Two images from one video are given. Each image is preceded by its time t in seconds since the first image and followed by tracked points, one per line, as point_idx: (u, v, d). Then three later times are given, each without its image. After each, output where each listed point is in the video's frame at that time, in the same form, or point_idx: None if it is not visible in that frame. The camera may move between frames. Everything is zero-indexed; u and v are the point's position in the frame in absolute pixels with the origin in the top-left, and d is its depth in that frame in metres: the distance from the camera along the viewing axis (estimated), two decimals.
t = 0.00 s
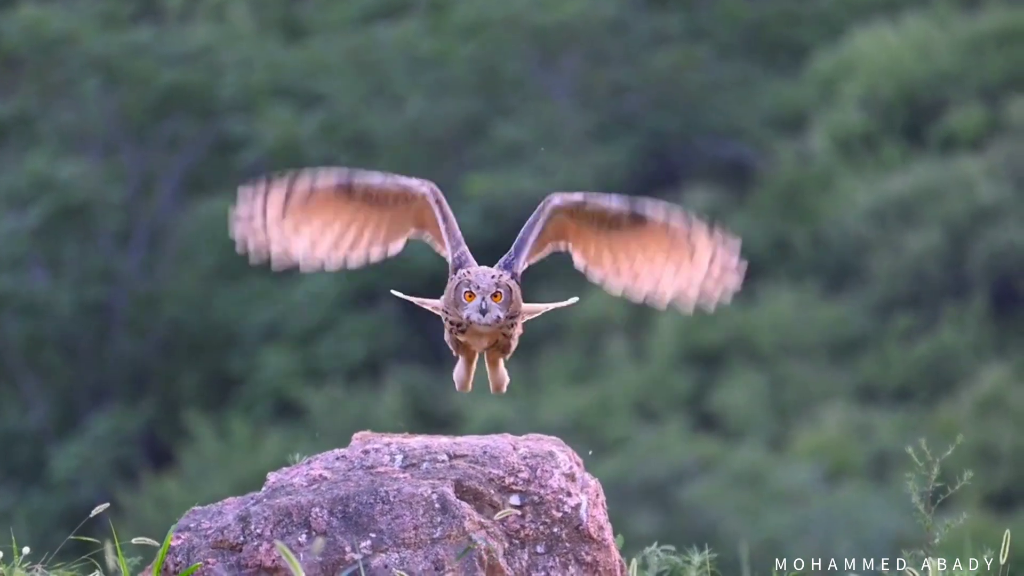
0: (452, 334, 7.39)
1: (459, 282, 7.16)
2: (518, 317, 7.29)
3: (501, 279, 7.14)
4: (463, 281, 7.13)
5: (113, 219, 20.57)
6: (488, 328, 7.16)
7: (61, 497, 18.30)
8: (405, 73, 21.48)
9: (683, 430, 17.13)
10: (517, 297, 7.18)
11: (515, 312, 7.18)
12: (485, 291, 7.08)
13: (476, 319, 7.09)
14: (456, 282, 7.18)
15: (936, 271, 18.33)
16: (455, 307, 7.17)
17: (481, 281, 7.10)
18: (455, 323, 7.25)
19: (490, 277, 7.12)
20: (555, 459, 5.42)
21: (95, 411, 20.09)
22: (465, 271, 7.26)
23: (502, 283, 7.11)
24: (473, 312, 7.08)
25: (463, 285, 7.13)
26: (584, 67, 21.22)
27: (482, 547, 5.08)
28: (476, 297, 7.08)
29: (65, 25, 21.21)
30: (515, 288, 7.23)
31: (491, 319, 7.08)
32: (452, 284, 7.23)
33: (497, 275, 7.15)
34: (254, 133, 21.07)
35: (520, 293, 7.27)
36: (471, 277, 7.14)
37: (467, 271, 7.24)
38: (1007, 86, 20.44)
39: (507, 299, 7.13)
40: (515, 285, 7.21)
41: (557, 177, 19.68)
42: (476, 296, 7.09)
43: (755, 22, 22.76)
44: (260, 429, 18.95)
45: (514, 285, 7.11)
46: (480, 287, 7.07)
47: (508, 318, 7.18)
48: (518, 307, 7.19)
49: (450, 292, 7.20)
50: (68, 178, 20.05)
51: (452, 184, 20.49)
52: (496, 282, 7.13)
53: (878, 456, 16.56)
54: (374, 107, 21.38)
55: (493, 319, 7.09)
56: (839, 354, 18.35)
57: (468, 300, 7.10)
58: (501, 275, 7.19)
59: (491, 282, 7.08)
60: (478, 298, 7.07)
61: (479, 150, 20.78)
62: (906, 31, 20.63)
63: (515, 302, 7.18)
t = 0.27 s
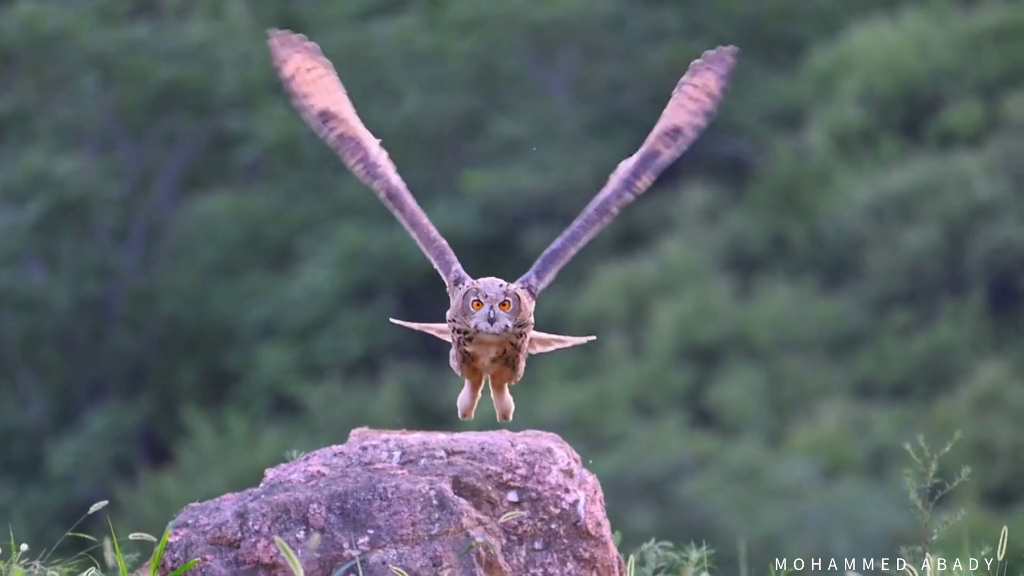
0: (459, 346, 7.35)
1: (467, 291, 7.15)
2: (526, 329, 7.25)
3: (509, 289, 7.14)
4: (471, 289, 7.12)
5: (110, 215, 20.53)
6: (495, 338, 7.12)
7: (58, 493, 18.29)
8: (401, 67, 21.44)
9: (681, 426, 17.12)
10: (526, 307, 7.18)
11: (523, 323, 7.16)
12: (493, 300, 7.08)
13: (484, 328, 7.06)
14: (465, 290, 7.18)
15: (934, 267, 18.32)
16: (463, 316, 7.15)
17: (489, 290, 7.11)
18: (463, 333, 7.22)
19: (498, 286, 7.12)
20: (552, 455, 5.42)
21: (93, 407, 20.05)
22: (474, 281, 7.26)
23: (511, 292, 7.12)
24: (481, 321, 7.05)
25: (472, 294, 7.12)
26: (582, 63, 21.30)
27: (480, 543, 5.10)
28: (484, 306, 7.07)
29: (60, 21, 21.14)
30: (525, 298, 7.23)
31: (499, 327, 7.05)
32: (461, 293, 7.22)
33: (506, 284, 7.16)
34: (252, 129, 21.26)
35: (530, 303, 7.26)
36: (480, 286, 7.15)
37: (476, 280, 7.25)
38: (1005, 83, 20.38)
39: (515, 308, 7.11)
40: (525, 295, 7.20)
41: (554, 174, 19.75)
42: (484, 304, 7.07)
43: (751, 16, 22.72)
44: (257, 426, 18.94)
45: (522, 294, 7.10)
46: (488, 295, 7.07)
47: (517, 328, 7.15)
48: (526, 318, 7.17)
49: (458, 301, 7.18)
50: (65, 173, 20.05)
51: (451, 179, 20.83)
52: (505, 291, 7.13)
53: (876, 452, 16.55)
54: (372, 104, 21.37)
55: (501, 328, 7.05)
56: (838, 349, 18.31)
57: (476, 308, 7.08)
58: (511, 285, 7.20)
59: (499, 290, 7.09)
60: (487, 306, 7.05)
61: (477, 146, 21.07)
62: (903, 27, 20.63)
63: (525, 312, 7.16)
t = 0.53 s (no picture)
0: (469, 357, 7.59)
1: (476, 302, 7.44)
2: (535, 340, 7.53)
3: (517, 301, 7.44)
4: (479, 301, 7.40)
5: (107, 211, 20.51)
6: (503, 350, 7.37)
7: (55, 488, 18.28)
8: (398, 62, 21.56)
9: (678, 422, 17.13)
10: (534, 320, 7.47)
11: (532, 334, 7.44)
12: (501, 311, 7.35)
13: (492, 340, 7.30)
14: (474, 302, 7.47)
15: (931, 264, 18.28)
16: (472, 328, 7.41)
17: (498, 303, 7.39)
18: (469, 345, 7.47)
19: (507, 298, 7.42)
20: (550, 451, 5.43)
21: (90, 402, 20.04)
22: (481, 294, 7.56)
23: (519, 304, 7.42)
24: (489, 332, 7.30)
25: (481, 305, 7.40)
26: (580, 57, 21.32)
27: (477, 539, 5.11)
28: (492, 318, 7.33)
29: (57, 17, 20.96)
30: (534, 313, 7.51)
31: (507, 339, 7.30)
32: (468, 307, 7.50)
33: (514, 297, 7.46)
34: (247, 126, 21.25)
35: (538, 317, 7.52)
36: (489, 298, 7.44)
37: (484, 294, 7.55)
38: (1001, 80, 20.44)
39: (523, 319, 7.40)
40: (533, 308, 7.49)
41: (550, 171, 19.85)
42: (492, 316, 7.34)
43: (748, 12, 22.56)
44: (254, 422, 18.94)
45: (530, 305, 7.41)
46: (497, 307, 7.34)
47: (526, 339, 7.43)
48: (536, 328, 7.46)
49: (468, 313, 7.46)
50: (62, 168, 20.09)
51: (447, 174, 21.04)
52: (513, 304, 7.42)
53: (873, 448, 16.57)
54: (368, 100, 21.54)
55: (510, 339, 7.30)
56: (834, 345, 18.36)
57: (484, 320, 7.35)
58: (519, 298, 7.49)
59: (507, 302, 7.38)
60: (495, 317, 7.32)
61: (473, 142, 21.21)
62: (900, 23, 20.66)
63: (532, 324, 7.45)
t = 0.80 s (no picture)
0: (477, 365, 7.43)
1: (483, 308, 7.29)
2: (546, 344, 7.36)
3: (526, 306, 7.28)
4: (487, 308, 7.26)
5: (104, 208, 20.46)
6: (511, 357, 7.24)
7: (52, 485, 18.24)
8: (395, 59, 21.59)
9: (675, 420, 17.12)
10: (544, 327, 7.29)
11: (543, 339, 7.29)
12: (510, 317, 7.21)
13: (500, 347, 7.20)
14: (481, 309, 7.32)
15: (930, 263, 18.17)
16: (478, 333, 7.26)
17: (506, 309, 7.25)
18: (476, 352, 7.32)
19: (515, 304, 7.27)
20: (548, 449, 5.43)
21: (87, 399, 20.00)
22: (489, 301, 7.41)
23: (527, 310, 7.25)
24: (497, 338, 7.19)
25: (487, 312, 7.26)
26: (578, 53, 21.33)
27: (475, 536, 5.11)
28: (500, 324, 7.21)
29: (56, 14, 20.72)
30: (545, 322, 7.33)
31: (516, 345, 7.19)
32: (473, 314, 7.35)
33: (523, 303, 7.31)
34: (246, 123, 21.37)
35: (550, 327, 7.34)
36: (496, 304, 7.30)
37: (491, 301, 7.39)
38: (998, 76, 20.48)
39: (532, 326, 7.24)
40: (543, 317, 7.32)
41: (547, 168, 19.80)
42: (500, 322, 7.21)
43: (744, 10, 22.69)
44: (251, 419, 18.92)
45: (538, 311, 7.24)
46: (505, 313, 7.21)
47: (536, 344, 7.29)
48: (548, 332, 7.30)
49: (475, 319, 7.30)
50: (59, 165, 19.98)
51: (444, 170, 21.07)
52: (521, 309, 7.27)
53: (870, 444, 16.56)
54: (365, 98, 21.58)
55: (518, 347, 7.19)
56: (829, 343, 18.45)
57: (492, 326, 7.22)
58: (528, 305, 7.34)
59: (515, 308, 7.22)
60: (503, 323, 7.19)
61: (470, 140, 21.27)
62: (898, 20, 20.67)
63: (543, 330, 7.28)
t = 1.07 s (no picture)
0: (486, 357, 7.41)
1: (494, 305, 7.22)
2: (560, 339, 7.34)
3: (537, 302, 7.21)
4: (497, 304, 7.20)
5: (102, 205, 20.48)
6: (521, 353, 7.22)
7: (50, 482, 18.26)
8: (392, 55, 21.60)
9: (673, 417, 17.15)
10: (554, 324, 7.23)
11: (554, 335, 7.24)
12: (520, 314, 7.15)
13: (510, 344, 7.16)
14: (491, 305, 7.24)
15: (927, 256, 18.24)
16: (488, 329, 7.23)
17: (516, 305, 7.18)
18: (487, 348, 7.30)
19: (526, 300, 7.19)
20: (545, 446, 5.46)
21: (85, 396, 20.01)
22: (499, 296, 7.33)
23: (538, 306, 7.18)
24: (507, 335, 7.16)
25: (498, 308, 7.20)
26: (574, 50, 21.21)
27: (473, 531, 5.12)
28: (511, 320, 7.16)
29: (56, 9, 20.70)
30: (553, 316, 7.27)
31: (526, 342, 7.16)
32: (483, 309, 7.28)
33: (534, 299, 7.23)
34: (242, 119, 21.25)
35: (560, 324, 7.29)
36: (507, 301, 7.22)
37: (502, 297, 7.31)
38: (994, 73, 20.50)
39: (543, 322, 7.20)
40: (553, 312, 7.25)
41: (544, 163, 19.76)
42: (511, 319, 7.16)
43: (743, 7, 22.58)
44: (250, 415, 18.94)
45: (549, 308, 7.18)
46: (515, 309, 7.14)
47: (547, 341, 7.24)
48: (559, 329, 7.26)
49: (483, 315, 7.26)
50: (58, 162, 19.81)
51: (442, 167, 21.06)
52: (532, 304, 7.21)
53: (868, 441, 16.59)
54: (362, 93, 21.54)
55: (529, 344, 7.16)
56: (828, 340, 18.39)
57: (502, 322, 7.18)
58: (538, 300, 7.26)
59: (526, 305, 7.16)
60: (514, 320, 7.14)
61: (469, 136, 21.08)
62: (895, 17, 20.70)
63: (553, 327, 7.23)
